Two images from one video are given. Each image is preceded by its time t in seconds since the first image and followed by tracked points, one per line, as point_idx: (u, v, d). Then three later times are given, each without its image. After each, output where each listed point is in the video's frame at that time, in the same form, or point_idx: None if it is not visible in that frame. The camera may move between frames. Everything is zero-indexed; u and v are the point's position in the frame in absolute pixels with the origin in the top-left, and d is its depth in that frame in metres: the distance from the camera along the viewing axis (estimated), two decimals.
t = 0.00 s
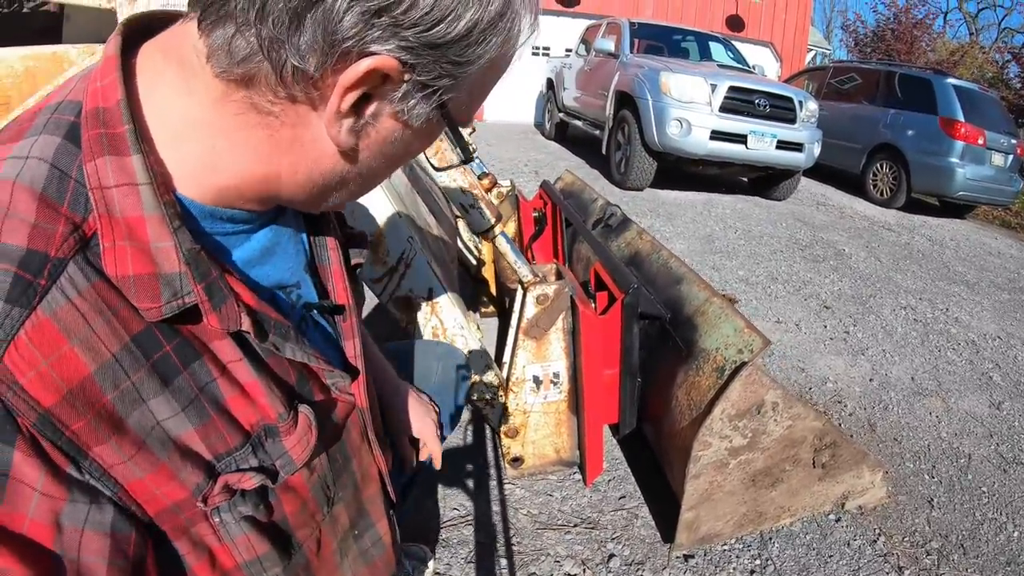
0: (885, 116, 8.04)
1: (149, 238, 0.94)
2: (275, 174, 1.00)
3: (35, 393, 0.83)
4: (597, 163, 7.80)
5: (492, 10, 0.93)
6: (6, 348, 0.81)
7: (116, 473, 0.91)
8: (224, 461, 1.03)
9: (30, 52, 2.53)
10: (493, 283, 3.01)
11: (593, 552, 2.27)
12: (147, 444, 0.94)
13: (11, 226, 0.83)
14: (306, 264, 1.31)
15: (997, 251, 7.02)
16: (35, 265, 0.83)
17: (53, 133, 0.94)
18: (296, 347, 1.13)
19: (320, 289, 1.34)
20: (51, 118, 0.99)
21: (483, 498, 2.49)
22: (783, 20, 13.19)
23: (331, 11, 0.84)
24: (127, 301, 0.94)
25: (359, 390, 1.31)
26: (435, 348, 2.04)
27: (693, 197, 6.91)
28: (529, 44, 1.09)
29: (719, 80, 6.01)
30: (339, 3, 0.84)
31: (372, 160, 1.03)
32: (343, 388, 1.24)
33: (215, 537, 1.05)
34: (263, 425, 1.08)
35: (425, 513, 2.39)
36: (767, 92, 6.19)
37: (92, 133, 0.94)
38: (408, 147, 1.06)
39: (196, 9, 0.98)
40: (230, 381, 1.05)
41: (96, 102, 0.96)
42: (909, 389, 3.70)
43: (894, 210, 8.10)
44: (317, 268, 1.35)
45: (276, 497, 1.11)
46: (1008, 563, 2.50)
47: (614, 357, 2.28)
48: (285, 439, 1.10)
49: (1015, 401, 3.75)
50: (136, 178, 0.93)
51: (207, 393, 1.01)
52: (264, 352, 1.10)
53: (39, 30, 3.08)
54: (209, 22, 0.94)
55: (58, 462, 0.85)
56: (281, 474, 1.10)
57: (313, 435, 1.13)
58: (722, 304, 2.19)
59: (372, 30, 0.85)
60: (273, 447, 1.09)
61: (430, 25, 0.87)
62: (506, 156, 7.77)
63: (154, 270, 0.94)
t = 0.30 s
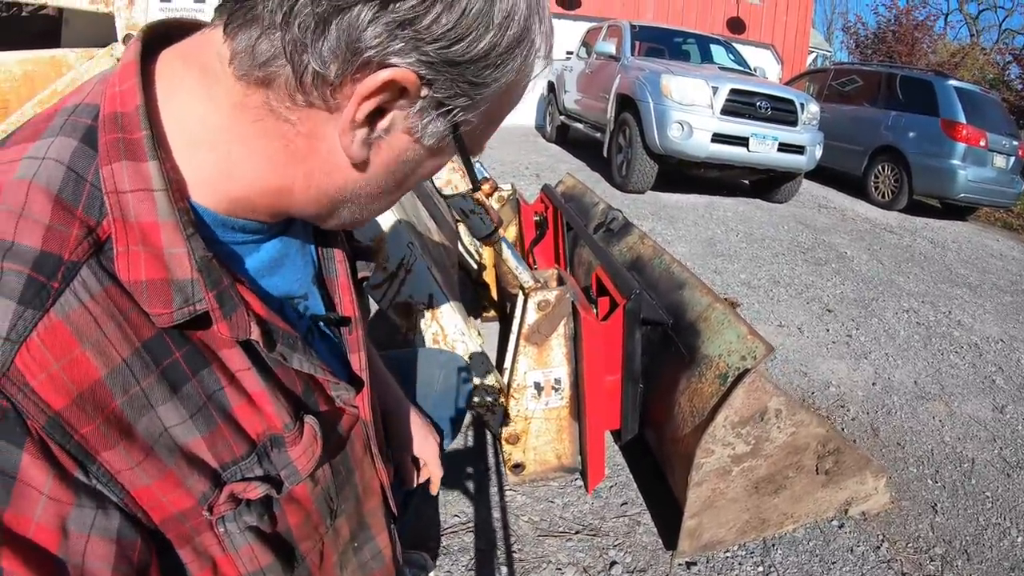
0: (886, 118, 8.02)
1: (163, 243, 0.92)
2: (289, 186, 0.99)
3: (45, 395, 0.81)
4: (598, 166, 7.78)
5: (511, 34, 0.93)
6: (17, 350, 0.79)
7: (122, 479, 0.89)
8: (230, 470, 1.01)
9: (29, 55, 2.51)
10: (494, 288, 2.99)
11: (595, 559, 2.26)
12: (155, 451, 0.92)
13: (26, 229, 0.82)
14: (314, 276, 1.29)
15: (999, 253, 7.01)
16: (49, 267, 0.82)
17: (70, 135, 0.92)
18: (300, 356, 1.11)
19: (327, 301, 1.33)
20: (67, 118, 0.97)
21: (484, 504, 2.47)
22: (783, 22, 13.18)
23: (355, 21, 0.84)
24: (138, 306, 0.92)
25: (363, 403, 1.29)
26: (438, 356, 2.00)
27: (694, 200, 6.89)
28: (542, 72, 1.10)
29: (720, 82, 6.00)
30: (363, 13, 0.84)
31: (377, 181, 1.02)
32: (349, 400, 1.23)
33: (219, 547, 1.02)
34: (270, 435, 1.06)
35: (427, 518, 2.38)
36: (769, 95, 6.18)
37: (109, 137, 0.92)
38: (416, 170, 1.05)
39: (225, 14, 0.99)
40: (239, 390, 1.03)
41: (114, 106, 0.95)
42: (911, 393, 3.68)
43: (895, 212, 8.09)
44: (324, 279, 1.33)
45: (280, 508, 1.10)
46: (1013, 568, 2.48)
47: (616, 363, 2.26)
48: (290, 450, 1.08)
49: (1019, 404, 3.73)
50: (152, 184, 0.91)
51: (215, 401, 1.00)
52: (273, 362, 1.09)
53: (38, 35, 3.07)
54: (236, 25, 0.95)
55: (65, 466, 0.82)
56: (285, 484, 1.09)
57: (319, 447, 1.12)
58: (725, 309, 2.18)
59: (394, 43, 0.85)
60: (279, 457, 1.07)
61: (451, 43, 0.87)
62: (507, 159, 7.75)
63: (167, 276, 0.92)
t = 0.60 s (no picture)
0: (889, 116, 7.99)
1: (174, 237, 0.92)
2: (296, 180, 0.99)
3: (58, 386, 0.79)
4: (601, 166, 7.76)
5: (509, 18, 0.93)
6: (32, 340, 0.77)
7: (133, 472, 0.86)
8: (237, 467, 0.99)
9: (28, 58, 2.50)
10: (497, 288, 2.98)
11: (598, 562, 2.25)
12: (165, 445, 0.90)
13: (41, 223, 0.81)
14: (319, 278, 1.28)
15: (1003, 251, 6.98)
16: (63, 260, 0.81)
17: (83, 131, 0.91)
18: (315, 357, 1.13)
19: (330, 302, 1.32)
20: (79, 117, 0.95)
21: (487, 507, 2.46)
22: (785, 21, 13.15)
23: (359, 10, 0.85)
24: (149, 299, 0.91)
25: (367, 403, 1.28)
26: (443, 363, 2.00)
27: (697, 199, 6.87)
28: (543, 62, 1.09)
29: (723, 81, 5.98)
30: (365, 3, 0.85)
31: (380, 172, 1.01)
32: (352, 401, 1.23)
33: (227, 546, 0.99)
34: (276, 433, 1.05)
35: (430, 521, 2.37)
36: (772, 93, 6.16)
37: (121, 133, 0.92)
38: (423, 159, 1.04)
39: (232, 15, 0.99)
40: (246, 386, 1.02)
41: (127, 104, 0.94)
42: (915, 393, 3.67)
43: (898, 211, 8.06)
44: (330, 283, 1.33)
45: (287, 506, 1.07)
46: (1018, 571, 2.46)
47: (620, 365, 2.24)
48: (297, 448, 1.07)
49: None
50: (165, 179, 0.91)
51: (223, 395, 0.98)
52: (279, 357, 1.09)
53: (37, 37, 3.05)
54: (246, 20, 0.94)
55: (79, 456, 0.80)
56: (292, 482, 1.07)
57: (325, 445, 1.11)
58: (730, 312, 2.16)
59: (397, 28, 0.85)
60: (285, 455, 1.06)
61: (452, 26, 0.87)
62: (509, 159, 7.74)
63: (178, 269, 0.92)
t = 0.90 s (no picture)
0: (887, 114, 7.99)
1: (186, 231, 0.91)
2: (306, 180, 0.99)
3: (74, 369, 0.78)
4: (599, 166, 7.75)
5: None
6: (49, 324, 0.77)
7: (139, 458, 0.85)
8: (239, 461, 0.98)
9: (25, 64, 2.50)
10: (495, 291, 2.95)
11: (598, 566, 2.24)
12: (171, 433, 0.89)
13: (59, 212, 0.82)
14: (320, 281, 1.25)
15: (1002, 249, 6.98)
16: (79, 249, 0.81)
17: (98, 131, 0.91)
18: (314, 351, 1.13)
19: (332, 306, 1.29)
20: (93, 120, 0.95)
21: (487, 511, 2.46)
22: (782, 21, 13.16)
23: (348, 13, 0.86)
24: (160, 291, 0.90)
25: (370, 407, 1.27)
26: (445, 370, 1.98)
27: (696, 199, 6.86)
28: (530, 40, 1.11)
29: (721, 81, 5.97)
30: (352, 6, 0.86)
31: (387, 159, 1.00)
32: (354, 405, 1.22)
33: (228, 541, 0.98)
34: (277, 429, 1.03)
35: (430, 525, 2.36)
36: (770, 93, 6.16)
37: (135, 132, 0.91)
38: (426, 147, 1.04)
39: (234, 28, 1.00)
40: (249, 380, 1.01)
41: (141, 106, 0.94)
42: (915, 393, 3.66)
43: (897, 210, 8.06)
44: (336, 289, 1.30)
45: (288, 504, 1.05)
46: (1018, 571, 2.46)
47: (617, 368, 2.22)
48: (297, 444, 1.06)
49: None
50: (177, 175, 0.91)
51: (226, 387, 0.97)
52: (284, 350, 1.08)
53: (31, 44, 3.04)
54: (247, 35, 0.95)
55: (91, 440, 0.79)
56: (293, 479, 1.05)
57: (326, 442, 1.09)
58: (728, 315, 2.16)
59: (386, 24, 0.87)
60: (287, 451, 1.04)
61: (437, 13, 0.88)
62: (507, 160, 7.73)
63: (188, 259, 0.91)
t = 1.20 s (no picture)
0: (883, 114, 8.01)
1: (185, 224, 0.93)
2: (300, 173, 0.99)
3: (75, 360, 0.78)
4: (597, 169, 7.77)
5: None
6: (51, 315, 0.77)
7: (139, 453, 0.83)
8: (240, 458, 0.95)
9: (22, 75, 2.50)
10: (494, 296, 2.94)
11: (600, 571, 2.24)
12: (171, 427, 0.87)
13: (61, 208, 0.83)
14: (320, 282, 1.26)
15: (1000, 248, 6.99)
16: (79, 244, 0.82)
17: (97, 133, 0.93)
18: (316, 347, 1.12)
19: (333, 308, 1.29)
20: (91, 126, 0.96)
21: (489, 517, 2.46)
22: (778, 22, 13.20)
23: None
24: (160, 285, 0.90)
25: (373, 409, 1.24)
26: (445, 378, 1.97)
27: (694, 202, 6.87)
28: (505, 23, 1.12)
29: (717, 83, 5.98)
30: None
31: (376, 145, 0.99)
32: (356, 407, 1.19)
33: (230, 541, 0.94)
34: (277, 427, 1.01)
35: (430, 533, 2.36)
36: (766, 95, 6.17)
37: (133, 133, 0.93)
38: (415, 132, 1.03)
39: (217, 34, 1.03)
40: (247, 376, 0.99)
41: (140, 109, 0.95)
42: (915, 393, 3.66)
43: (895, 209, 8.08)
44: (337, 292, 1.30)
45: (290, 505, 1.01)
46: (1020, 571, 2.46)
47: (616, 374, 2.22)
48: (298, 442, 1.03)
49: None
50: (176, 172, 0.93)
51: (224, 383, 0.95)
52: (288, 344, 1.07)
53: (29, 53, 3.03)
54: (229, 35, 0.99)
55: (93, 433, 0.79)
56: (295, 478, 1.02)
57: (327, 441, 1.06)
58: (727, 320, 2.17)
59: (354, 3, 0.89)
60: (288, 449, 1.01)
61: None
62: (505, 165, 7.74)
63: (188, 250, 0.92)
